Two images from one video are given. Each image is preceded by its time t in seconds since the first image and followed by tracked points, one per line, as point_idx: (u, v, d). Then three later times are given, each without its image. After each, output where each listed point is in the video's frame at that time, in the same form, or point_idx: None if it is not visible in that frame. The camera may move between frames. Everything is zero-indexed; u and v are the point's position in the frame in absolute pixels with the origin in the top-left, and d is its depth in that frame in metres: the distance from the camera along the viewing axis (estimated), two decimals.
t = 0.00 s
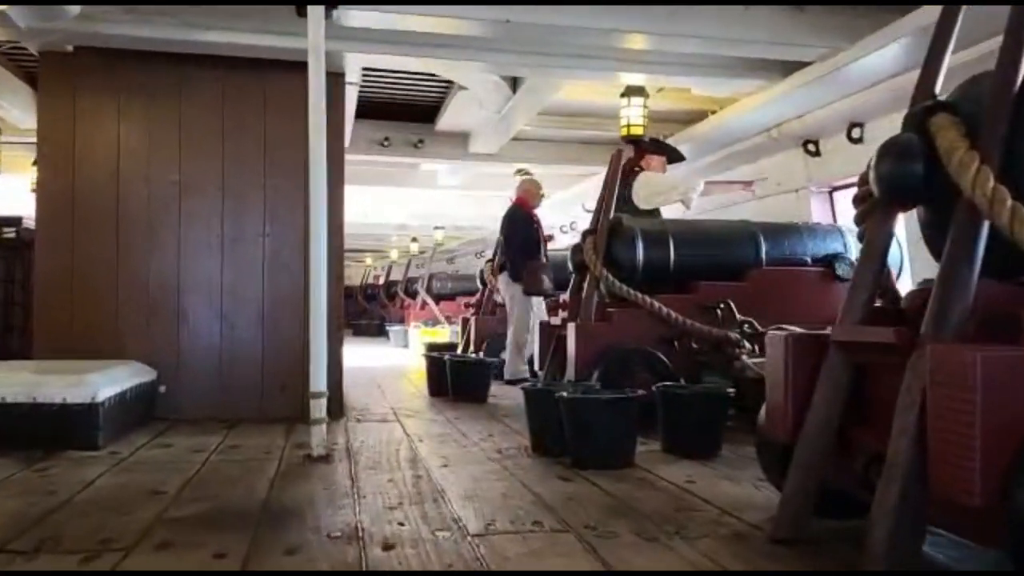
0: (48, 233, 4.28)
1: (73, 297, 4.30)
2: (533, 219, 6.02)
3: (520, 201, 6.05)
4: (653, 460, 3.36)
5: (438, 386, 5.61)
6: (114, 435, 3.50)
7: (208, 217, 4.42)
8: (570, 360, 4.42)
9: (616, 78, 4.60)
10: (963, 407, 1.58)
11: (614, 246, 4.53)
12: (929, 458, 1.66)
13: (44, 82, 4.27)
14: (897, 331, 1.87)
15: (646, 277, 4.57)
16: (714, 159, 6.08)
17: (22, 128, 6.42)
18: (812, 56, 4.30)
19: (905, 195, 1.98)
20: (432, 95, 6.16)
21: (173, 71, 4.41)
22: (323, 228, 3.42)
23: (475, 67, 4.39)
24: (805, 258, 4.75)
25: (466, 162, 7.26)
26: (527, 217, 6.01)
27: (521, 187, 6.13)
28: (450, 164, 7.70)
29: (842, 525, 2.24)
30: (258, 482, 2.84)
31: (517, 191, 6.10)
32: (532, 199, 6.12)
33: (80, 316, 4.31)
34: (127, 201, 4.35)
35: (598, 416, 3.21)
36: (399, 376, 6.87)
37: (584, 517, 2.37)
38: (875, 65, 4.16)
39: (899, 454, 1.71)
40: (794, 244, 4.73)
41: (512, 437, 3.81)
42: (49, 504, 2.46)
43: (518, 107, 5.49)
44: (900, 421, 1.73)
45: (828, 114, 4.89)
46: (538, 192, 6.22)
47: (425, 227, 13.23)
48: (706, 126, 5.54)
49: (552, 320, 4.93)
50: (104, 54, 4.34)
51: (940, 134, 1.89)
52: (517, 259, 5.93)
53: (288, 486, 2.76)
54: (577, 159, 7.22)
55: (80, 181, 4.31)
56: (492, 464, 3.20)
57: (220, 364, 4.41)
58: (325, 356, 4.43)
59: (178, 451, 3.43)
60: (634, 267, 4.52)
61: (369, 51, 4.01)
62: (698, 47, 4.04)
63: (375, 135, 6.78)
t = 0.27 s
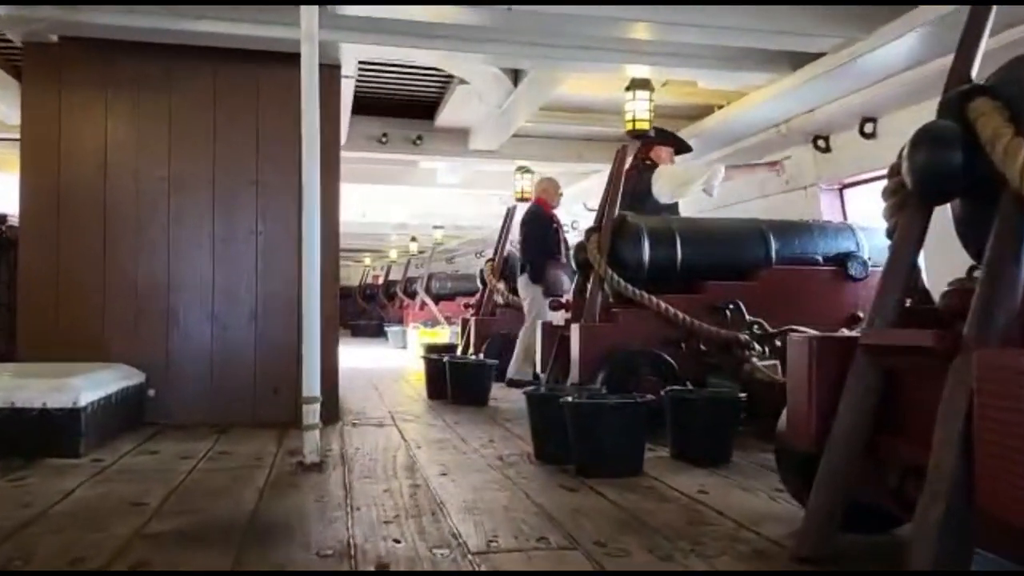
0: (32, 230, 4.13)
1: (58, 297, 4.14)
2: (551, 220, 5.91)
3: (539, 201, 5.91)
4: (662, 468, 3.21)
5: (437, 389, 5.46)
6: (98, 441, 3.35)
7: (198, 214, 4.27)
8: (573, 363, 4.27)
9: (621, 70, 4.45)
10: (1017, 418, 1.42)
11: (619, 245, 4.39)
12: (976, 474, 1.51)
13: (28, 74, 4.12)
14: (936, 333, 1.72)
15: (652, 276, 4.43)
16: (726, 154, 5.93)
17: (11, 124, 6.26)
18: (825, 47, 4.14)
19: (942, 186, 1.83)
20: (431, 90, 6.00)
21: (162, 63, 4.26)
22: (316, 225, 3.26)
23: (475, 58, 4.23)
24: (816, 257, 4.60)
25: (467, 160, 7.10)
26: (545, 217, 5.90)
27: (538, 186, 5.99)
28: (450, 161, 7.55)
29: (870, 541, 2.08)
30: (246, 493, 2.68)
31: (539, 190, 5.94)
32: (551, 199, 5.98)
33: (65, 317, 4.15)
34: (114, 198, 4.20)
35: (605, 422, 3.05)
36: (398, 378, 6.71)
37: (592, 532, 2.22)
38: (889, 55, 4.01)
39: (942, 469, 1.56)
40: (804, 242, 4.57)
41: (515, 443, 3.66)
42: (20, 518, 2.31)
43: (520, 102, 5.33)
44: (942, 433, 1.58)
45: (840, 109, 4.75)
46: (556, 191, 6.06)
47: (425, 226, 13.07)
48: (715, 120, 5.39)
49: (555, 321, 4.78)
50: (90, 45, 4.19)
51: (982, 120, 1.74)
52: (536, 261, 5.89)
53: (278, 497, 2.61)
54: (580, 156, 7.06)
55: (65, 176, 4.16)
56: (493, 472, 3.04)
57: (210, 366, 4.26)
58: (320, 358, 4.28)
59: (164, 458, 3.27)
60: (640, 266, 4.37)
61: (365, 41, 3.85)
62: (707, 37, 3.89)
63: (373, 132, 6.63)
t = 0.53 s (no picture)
0: (14, 226, 3.97)
1: (41, 296, 3.99)
2: (567, 216, 5.76)
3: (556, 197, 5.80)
4: (670, 475, 3.06)
5: (435, 390, 5.31)
6: (78, 447, 3.20)
7: (187, 211, 4.12)
8: (575, 364, 4.12)
9: (625, 61, 4.30)
10: None
11: (623, 242, 4.25)
12: None
13: (9, 64, 3.97)
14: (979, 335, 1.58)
15: (657, 275, 4.28)
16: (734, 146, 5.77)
17: None
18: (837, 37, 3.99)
19: (982, 175, 1.68)
20: (429, 83, 5.85)
21: (149, 53, 4.11)
22: (307, 221, 3.09)
23: (474, 49, 4.08)
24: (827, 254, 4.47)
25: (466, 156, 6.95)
26: (561, 214, 5.76)
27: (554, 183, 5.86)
28: (449, 158, 7.39)
29: (898, 558, 1.94)
30: (230, 503, 2.53)
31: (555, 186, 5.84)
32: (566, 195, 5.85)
33: (48, 317, 4.00)
34: (100, 193, 4.05)
35: (610, 428, 2.90)
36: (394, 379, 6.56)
37: (598, 548, 2.07)
38: (904, 44, 3.86)
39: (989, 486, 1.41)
40: (814, 239, 4.42)
41: (515, 448, 3.51)
42: None
43: (520, 95, 5.18)
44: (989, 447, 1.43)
45: (852, 101, 4.60)
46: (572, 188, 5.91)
47: (424, 225, 12.91)
48: (723, 113, 5.24)
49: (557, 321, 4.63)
50: (75, 34, 4.04)
51: None
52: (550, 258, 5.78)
53: (264, 508, 2.46)
54: (581, 152, 6.91)
55: (49, 171, 4.01)
56: (493, 480, 2.89)
57: (199, 367, 4.11)
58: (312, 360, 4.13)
59: (147, 465, 3.12)
60: (645, 264, 4.22)
61: (360, 30, 3.70)
62: (716, 26, 3.74)
63: (370, 127, 6.47)
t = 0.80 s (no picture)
0: None
1: (21, 296, 3.85)
2: (577, 212, 5.59)
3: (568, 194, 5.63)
4: (677, 483, 2.91)
5: (432, 393, 5.17)
6: (55, 454, 3.05)
7: (173, 208, 3.97)
8: (576, 366, 3.98)
9: (628, 51, 4.16)
10: None
11: (626, 239, 4.10)
12: None
13: None
14: None
15: (661, 274, 4.12)
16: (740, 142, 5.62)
17: None
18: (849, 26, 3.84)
19: None
20: (426, 76, 5.70)
21: (133, 43, 3.96)
22: (295, 218, 2.93)
23: (472, 38, 3.93)
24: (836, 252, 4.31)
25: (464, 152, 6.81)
26: (572, 210, 5.59)
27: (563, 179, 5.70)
28: (446, 154, 7.25)
29: None
30: (211, 515, 2.39)
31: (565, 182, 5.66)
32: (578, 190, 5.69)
33: (29, 318, 3.86)
34: (83, 188, 3.91)
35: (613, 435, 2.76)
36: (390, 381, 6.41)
37: (603, 565, 1.93)
38: (918, 33, 3.71)
39: None
40: (823, 236, 4.27)
41: (515, 454, 3.37)
42: None
43: (519, 87, 5.04)
44: None
45: (862, 94, 4.45)
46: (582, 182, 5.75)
47: (421, 224, 12.76)
48: (728, 107, 5.09)
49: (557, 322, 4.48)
50: (56, 23, 3.89)
51: None
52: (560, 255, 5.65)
53: (247, 520, 2.32)
54: (581, 148, 6.76)
55: (29, 165, 3.86)
56: (490, 489, 2.75)
57: (185, 369, 3.96)
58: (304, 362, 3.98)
59: (127, 472, 2.97)
60: (649, 263, 4.07)
61: (352, 18, 3.55)
62: (723, 14, 3.59)
63: (365, 122, 6.33)
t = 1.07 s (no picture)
0: None
1: (3, 295, 3.70)
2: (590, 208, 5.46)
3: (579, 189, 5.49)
4: (688, 493, 2.77)
5: (432, 396, 5.02)
6: (35, 462, 2.91)
7: (162, 206, 3.83)
8: (581, 369, 3.83)
9: (633, 42, 4.01)
10: None
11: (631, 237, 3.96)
12: None
13: None
14: None
15: (669, 274, 3.97)
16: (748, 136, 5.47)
17: None
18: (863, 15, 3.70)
19: None
20: (424, 70, 5.56)
21: (120, 33, 3.81)
22: (285, 214, 2.78)
23: (471, 28, 3.78)
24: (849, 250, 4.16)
25: (464, 149, 6.67)
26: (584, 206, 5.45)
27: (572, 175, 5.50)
28: (446, 151, 7.11)
29: None
30: (195, 529, 2.24)
31: (576, 177, 5.51)
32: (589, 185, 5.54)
33: (13, 319, 3.71)
34: (68, 184, 3.76)
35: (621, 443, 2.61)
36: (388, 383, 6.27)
37: None
38: (934, 22, 3.57)
39: None
40: (836, 233, 4.12)
41: (517, 461, 3.23)
42: None
43: (521, 80, 4.89)
44: None
45: (876, 86, 4.30)
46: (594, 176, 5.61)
47: (421, 223, 12.62)
48: (736, 101, 4.95)
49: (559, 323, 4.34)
50: (39, 13, 3.75)
51: None
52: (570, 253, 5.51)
53: (233, 534, 2.18)
54: (583, 145, 6.62)
55: (11, 160, 3.72)
56: (491, 499, 2.61)
57: (174, 372, 3.81)
58: (298, 366, 3.84)
59: (110, 482, 2.83)
60: (655, 261, 3.93)
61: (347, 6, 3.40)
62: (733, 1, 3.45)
63: (362, 119, 6.19)
